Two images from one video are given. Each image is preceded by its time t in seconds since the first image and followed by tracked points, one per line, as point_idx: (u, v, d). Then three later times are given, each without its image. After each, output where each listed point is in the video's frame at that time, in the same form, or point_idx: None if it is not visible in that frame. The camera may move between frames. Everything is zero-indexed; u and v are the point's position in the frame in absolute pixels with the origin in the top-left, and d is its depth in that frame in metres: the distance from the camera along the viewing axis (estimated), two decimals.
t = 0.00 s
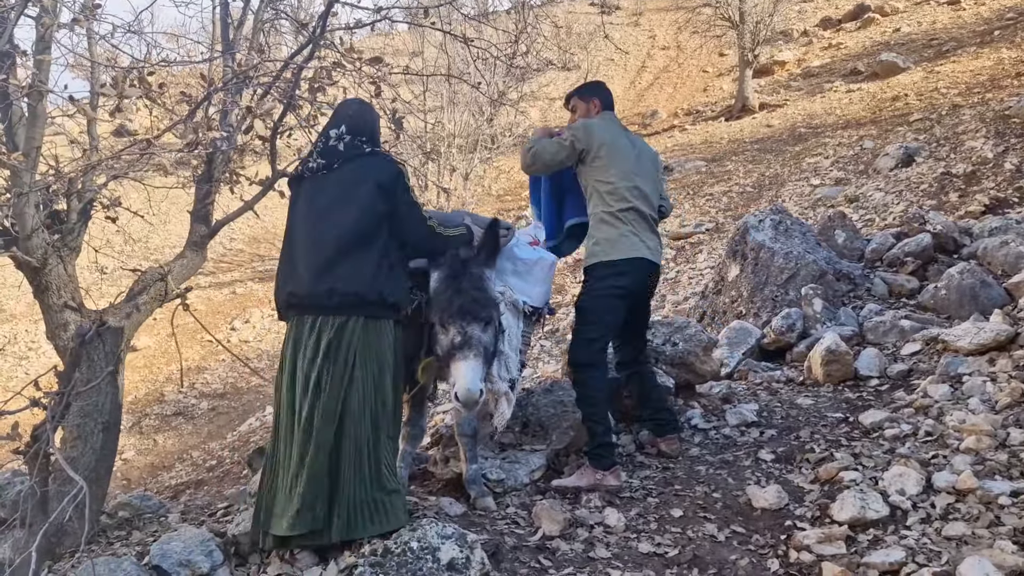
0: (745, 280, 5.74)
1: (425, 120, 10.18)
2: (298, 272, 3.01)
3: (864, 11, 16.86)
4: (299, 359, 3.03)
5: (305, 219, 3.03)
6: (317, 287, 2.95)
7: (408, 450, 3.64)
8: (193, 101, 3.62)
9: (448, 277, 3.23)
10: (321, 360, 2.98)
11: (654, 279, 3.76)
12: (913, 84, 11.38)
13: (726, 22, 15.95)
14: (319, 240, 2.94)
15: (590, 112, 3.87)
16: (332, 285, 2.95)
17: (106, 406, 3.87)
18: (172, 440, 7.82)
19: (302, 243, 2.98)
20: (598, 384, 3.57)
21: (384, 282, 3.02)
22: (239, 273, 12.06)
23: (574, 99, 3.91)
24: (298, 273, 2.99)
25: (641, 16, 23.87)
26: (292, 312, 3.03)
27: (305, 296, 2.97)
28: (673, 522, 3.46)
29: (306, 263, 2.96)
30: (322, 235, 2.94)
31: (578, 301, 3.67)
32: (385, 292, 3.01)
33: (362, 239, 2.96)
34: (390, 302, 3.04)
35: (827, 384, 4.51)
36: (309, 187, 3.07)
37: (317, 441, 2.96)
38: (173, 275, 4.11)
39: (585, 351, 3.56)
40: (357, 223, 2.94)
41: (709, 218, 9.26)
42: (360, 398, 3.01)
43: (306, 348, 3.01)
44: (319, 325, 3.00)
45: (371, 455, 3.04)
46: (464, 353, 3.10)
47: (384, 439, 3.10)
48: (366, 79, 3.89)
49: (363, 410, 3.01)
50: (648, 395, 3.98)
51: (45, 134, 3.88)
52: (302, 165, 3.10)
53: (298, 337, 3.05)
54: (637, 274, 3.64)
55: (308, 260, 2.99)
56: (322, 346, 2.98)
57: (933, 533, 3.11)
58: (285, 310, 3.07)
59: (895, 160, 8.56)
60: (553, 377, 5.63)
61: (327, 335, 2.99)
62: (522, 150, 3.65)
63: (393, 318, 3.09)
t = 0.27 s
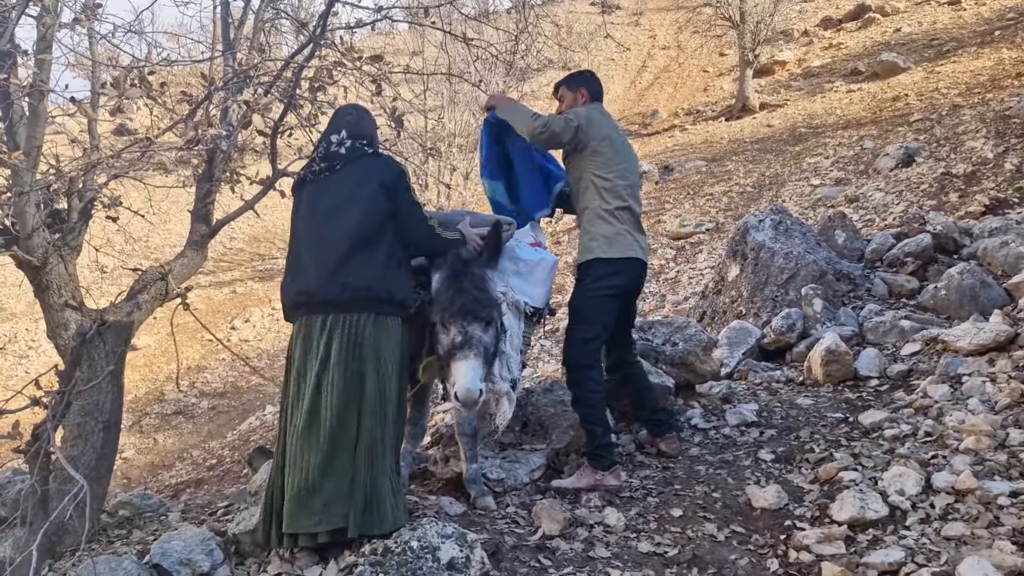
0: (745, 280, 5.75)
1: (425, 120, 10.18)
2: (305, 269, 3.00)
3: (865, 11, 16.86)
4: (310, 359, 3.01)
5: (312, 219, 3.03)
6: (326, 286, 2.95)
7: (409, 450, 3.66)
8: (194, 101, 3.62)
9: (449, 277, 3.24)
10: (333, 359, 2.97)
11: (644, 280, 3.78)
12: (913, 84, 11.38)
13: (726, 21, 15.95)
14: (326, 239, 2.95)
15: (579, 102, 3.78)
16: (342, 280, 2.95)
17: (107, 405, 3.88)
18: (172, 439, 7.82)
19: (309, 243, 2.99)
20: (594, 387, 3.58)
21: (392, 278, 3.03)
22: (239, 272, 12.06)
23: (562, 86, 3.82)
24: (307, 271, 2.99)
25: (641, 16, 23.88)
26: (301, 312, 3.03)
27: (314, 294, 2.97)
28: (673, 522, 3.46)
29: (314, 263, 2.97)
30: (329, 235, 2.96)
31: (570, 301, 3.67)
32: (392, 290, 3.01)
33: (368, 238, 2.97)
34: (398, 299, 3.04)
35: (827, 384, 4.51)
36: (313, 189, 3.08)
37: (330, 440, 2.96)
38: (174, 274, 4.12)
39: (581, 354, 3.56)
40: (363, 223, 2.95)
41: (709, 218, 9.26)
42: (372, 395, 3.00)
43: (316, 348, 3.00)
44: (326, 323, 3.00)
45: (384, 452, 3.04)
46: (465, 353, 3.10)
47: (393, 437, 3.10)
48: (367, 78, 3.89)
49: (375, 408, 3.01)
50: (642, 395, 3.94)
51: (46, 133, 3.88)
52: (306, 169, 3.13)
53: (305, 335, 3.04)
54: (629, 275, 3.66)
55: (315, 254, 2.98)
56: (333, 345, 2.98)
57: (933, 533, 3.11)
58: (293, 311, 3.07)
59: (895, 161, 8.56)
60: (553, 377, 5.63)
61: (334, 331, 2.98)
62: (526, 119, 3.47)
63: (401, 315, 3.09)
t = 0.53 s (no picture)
0: (745, 280, 5.75)
1: (426, 119, 10.19)
2: (305, 269, 2.99)
3: (865, 12, 16.87)
4: (311, 358, 3.00)
5: (312, 218, 3.03)
6: (325, 283, 2.95)
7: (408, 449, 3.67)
8: (195, 101, 3.63)
9: (449, 276, 3.24)
10: (337, 355, 2.97)
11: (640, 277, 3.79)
12: (914, 85, 11.39)
13: (727, 21, 15.95)
14: (327, 237, 2.96)
15: (570, 101, 3.68)
16: (344, 279, 2.95)
17: (108, 405, 3.88)
18: (172, 438, 7.83)
19: (310, 242, 3.00)
20: (591, 389, 3.59)
21: (393, 276, 3.03)
22: (239, 271, 12.07)
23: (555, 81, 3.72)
24: (308, 270, 2.99)
25: (642, 16, 23.89)
26: (302, 311, 3.02)
27: (314, 292, 2.97)
28: (673, 522, 3.47)
29: (314, 261, 2.97)
30: (329, 234, 2.96)
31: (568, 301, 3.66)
32: (392, 288, 3.02)
33: (367, 236, 2.97)
34: (394, 294, 3.03)
35: (827, 384, 4.52)
36: (314, 190, 3.09)
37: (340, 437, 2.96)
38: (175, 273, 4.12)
39: (579, 356, 3.57)
40: (363, 220, 2.94)
41: (710, 218, 9.27)
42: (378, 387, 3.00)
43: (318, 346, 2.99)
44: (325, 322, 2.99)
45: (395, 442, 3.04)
46: (465, 352, 3.10)
47: (400, 428, 3.10)
48: (368, 78, 3.90)
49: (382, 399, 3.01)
50: (638, 398, 3.91)
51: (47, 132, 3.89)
52: (312, 171, 3.16)
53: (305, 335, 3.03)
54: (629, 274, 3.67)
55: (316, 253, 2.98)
56: (335, 341, 2.97)
57: (932, 533, 3.12)
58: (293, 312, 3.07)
59: (895, 161, 8.57)
60: (553, 376, 5.64)
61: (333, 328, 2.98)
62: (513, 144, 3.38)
63: (397, 311, 3.07)
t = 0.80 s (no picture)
0: (745, 281, 5.75)
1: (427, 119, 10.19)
2: (304, 268, 2.99)
3: (866, 13, 16.88)
4: (312, 358, 3.01)
5: (309, 218, 3.03)
6: (324, 284, 2.94)
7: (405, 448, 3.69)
8: (196, 99, 3.63)
9: (446, 277, 3.25)
10: (336, 357, 2.99)
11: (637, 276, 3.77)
12: (915, 86, 11.39)
13: (727, 22, 15.96)
14: (325, 237, 2.96)
15: (554, 103, 3.72)
16: (342, 279, 2.95)
17: (108, 403, 3.88)
18: (172, 437, 7.83)
19: (308, 242, 2.99)
20: (590, 389, 3.59)
21: (392, 274, 3.03)
22: (240, 270, 12.07)
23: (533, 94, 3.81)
24: (306, 269, 2.98)
25: (643, 17, 23.90)
26: (300, 310, 3.03)
27: (312, 292, 2.96)
28: (673, 522, 3.47)
29: (313, 262, 2.97)
30: (326, 234, 2.96)
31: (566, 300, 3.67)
32: (392, 285, 3.02)
33: (365, 234, 2.97)
34: (394, 295, 3.02)
35: (827, 385, 4.52)
36: (308, 189, 3.08)
37: (340, 436, 2.97)
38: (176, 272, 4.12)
39: (578, 357, 3.57)
40: (360, 218, 2.95)
41: (710, 218, 9.27)
42: (376, 389, 3.00)
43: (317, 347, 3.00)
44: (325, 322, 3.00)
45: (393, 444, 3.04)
46: (462, 353, 3.12)
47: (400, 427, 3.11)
48: (369, 77, 3.90)
49: (380, 401, 3.01)
50: (638, 398, 3.91)
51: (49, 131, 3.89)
52: (304, 171, 3.13)
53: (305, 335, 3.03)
54: (626, 275, 3.66)
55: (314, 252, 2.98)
56: (334, 343, 2.99)
57: (932, 534, 3.12)
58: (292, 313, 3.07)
59: (896, 162, 8.56)
60: (553, 376, 5.64)
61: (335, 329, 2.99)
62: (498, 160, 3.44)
63: (397, 312, 3.07)
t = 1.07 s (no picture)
0: (746, 281, 5.75)
1: (427, 119, 10.19)
2: (308, 265, 2.98)
3: (867, 13, 16.88)
4: (315, 354, 3.01)
5: (314, 215, 3.02)
6: (329, 282, 2.94)
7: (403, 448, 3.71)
8: (197, 98, 3.62)
9: (444, 277, 3.28)
10: (341, 357, 2.98)
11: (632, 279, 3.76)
12: (916, 87, 11.38)
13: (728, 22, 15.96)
14: (330, 235, 2.96)
15: (550, 106, 3.73)
16: (348, 277, 2.96)
17: (108, 402, 3.88)
18: (172, 436, 7.83)
19: (312, 240, 2.99)
20: (588, 390, 3.59)
21: (397, 273, 3.05)
22: (240, 270, 12.07)
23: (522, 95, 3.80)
24: (311, 267, 2.98)
25: (644, 16, 23.91)
26: (304, 308, 3.02)
27: (318, 290, 2.96)
28: (673, 522, 3.47)
29: (318, 260, 2.96)
30: (333, 232, 2.96)
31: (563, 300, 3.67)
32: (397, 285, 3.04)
33: (371, 232, 2.98)
34: (399, 295, 3.05)
35: (827, 386, 4.52)
36: (312, 187, 3.07)
37: (342, 435, 2.96)
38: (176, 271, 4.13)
39: (575, 358, 3.57)
40: (366, 217, 2.96)
41: (710, 218, 9.27)
42: (380, 390, 3.01)
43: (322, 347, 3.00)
44: (330, 320, 3.00)
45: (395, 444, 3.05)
46: (459, 353, 3.15)
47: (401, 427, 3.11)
48: (369, 77, 3.89)
49: (383, 402, 3.02)
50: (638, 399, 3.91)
51: (49, 130, 3.89)
52: (306, 168, 3.12)
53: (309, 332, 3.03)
54: (622, 276, 3.66)
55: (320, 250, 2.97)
56: (339, 342, 2.99)
57: (931, 535, 3.12)
58: (295, 310, 3.06)
59: (897, 163, 8.56)
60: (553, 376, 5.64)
61: (340, 327, 2.99)
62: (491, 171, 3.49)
63: (401, 311, 3.09)
